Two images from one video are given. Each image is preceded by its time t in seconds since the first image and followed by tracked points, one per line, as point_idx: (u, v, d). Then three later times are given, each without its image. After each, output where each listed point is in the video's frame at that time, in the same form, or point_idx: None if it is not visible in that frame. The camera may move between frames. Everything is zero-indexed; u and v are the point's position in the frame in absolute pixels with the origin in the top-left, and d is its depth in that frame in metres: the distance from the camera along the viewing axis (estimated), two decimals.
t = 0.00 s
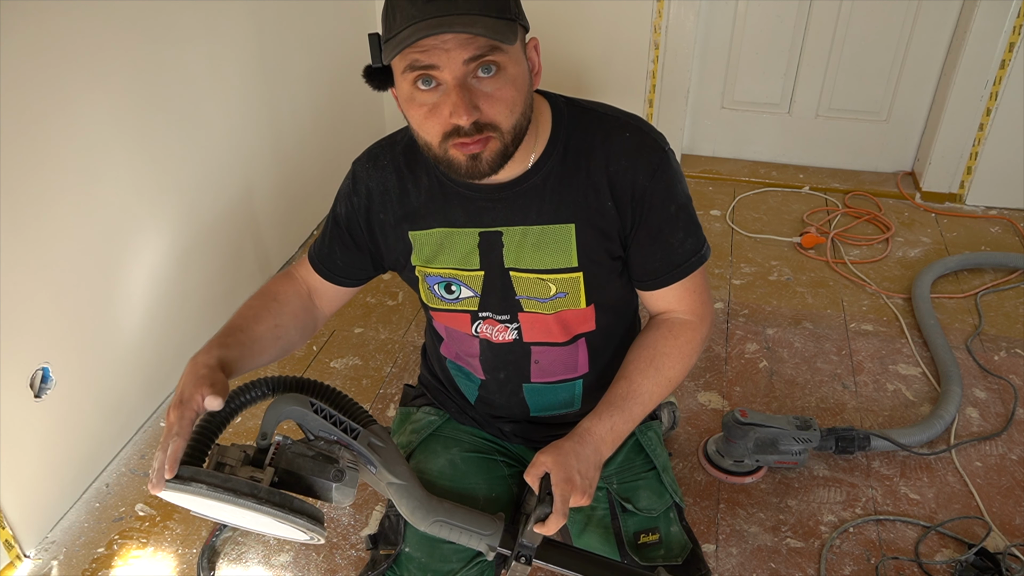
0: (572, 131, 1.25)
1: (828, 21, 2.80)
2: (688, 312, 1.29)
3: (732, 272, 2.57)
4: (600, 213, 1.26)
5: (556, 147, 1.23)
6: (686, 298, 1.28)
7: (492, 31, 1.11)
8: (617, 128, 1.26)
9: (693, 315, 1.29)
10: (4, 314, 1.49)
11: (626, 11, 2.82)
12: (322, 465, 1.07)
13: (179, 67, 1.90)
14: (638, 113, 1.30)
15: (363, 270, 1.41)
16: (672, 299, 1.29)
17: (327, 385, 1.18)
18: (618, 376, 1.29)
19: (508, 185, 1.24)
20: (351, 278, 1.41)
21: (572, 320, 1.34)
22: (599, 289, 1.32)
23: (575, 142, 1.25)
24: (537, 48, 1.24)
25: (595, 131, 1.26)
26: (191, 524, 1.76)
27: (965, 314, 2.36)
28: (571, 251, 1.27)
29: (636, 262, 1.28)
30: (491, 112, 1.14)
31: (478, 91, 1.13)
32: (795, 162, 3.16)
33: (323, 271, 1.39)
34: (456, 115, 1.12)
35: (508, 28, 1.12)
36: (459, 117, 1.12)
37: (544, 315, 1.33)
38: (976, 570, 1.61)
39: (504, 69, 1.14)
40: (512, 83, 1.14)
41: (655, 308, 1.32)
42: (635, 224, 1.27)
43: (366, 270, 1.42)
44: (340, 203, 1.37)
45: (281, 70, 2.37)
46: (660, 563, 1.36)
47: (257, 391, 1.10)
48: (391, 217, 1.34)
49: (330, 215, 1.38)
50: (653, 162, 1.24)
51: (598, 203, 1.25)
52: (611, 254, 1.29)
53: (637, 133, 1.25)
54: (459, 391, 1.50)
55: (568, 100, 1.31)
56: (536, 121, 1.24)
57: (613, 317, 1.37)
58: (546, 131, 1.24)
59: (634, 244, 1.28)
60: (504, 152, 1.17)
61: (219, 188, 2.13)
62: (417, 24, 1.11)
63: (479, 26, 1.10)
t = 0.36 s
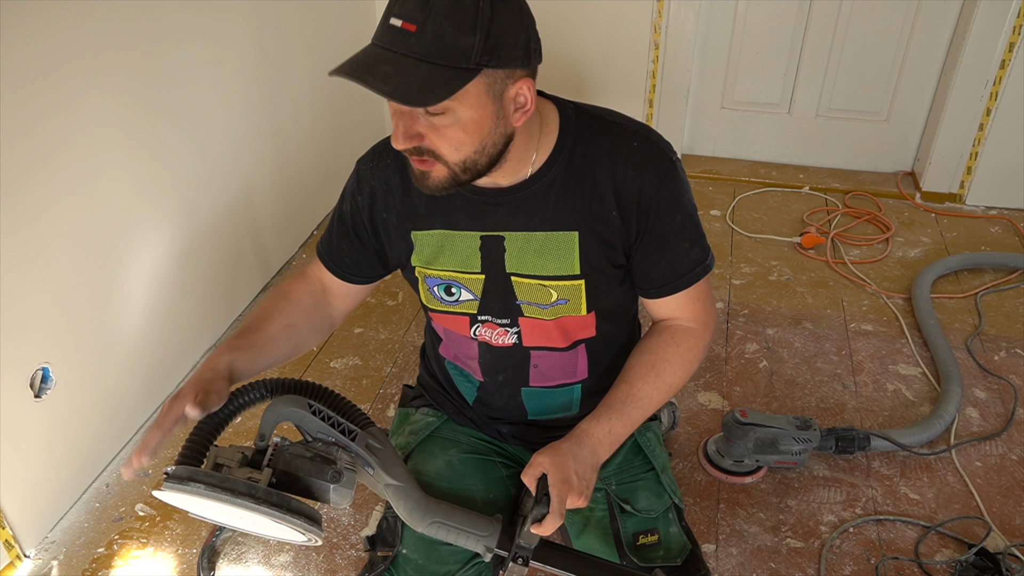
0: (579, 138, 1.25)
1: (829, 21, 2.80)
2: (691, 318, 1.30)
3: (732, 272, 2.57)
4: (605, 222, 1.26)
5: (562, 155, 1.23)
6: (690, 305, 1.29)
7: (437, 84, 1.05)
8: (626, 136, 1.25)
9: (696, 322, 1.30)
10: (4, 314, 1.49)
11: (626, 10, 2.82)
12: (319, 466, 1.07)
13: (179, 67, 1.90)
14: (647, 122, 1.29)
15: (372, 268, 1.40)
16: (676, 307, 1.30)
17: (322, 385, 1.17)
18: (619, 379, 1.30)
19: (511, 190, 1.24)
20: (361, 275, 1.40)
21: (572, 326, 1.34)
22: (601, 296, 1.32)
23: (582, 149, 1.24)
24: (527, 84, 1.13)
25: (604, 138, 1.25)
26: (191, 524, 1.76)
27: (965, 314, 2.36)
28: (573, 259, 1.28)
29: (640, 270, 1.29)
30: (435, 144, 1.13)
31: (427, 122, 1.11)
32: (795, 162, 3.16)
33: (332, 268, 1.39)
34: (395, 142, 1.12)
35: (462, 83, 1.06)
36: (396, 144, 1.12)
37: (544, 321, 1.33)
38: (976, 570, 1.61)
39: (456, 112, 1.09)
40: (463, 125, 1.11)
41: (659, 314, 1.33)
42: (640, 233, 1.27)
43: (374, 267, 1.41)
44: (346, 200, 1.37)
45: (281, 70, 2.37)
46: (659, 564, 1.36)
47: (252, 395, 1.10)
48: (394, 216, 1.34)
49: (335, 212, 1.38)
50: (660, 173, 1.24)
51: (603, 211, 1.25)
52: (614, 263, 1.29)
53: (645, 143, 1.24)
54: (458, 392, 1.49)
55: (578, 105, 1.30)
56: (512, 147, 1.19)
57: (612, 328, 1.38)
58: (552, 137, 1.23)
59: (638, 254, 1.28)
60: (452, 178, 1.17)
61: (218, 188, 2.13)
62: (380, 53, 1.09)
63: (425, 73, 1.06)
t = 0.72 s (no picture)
0: (584, 146, 1.25)
1: (829, 21, 2.80)
2: (689, 329, 1.31)
3: (732, 272, 2.57)
4: (604, 232, 1.26)
5: (566, 160, 1.24)
6: (687, 317, 1.30)
7: (435, 51, 1.06)
8: (632, 147, 1.25)
9: (693, 333, 1.31)
10: (4, 314, 1.49)
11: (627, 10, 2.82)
12: (310, 469, 1.07)
13: (179, 67, 1.90)
14: (655, 134, 1.29)
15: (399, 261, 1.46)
16: (673, 317, 1.31)
17: (313, 388, 1.21)
18: (610, 387, 1.32)
19: (513, 192, 1.25)
20: (391, 271, 1.47)
21: (563, 329, 1.34)
22: (596, 304, 1.32)
23: (586, 157, 1.25)
24: (528, 94, 1.14)
25: (610, 147, 1.25)
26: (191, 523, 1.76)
27: (965, 314, 2.36)
28: (569, 265, 1.27)
29: (638, 281, 1.29)
30: (421, 117, 1.14)
31: (419, 91, 1.12)
32: (795, 162, 3.16)
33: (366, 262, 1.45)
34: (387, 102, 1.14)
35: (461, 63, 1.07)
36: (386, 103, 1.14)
37: (535, 324, 1.33)
38: (976, 570, 1.61)
39: (450, 92, 1.11)
40: (454, 108, 1.13)
41: (655, 323, 1.34)
42: (639, 245, 1.27)
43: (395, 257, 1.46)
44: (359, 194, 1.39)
45: (281, 70, 2.37)
46: (657, 566, 1.36)
47: (245, 394, 1.14)
48: (395, 208, 1.35)
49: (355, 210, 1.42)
50: (663, 187, 1.23)
51: (603, 221, 1.25)
52: (609, 273, 1.30)
53: (651, 156, 1.24)
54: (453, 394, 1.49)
55: (587, 111, 1.31)
56: (506, 152, 1.20)
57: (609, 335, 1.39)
58: (556, 142, 1.24)
59: (636, 265, 1.28)
60: (429, 156, 1.18)
61: (218, 188, 2.13)
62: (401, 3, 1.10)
63: (429, 38, 1.07)
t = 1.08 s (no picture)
0: (598, 149, 1.26)
1: (829, 21, 2.79)
2: (689, 335, 1.32)
3: (732, 272, 2.57)
4: (615, 235, 1.26)
5: (580, 162, 1.24)
6: (688, 323, 1.31)
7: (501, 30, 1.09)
8: (645, 152, 1.26)
9: (693, 339, 1.32)
10: (4, 314, 1.49)
11: (626, 10, 2.82)
12: (309, 468, 1.07)
13: (179, 67, 1.90)
14: (664, 140, 1.31)
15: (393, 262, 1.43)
16: (675, 323, 1.31)
17: (316, 391, 1.21)
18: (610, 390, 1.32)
19: (527, 192, 1.25)
20: (385, 271, 1.43)
21: (565, 331, 1.34)
22: (600, 308, 1.33)
23: (599, 160, 1.25)
24: (571, 89, 1.17)
25: (623, 151, 1.26)
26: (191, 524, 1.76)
27: (966, 314, 2.36)
28: (578, 267, 1.27)
29: (643, 286, 1.30)
30: (460, 97, 1.14)
31: (464, 70, 1.13)
32: (795, 162, 3.16)
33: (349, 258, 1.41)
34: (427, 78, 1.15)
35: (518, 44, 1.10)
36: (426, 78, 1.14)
37: (538, 325, 1.33)
38: (976, 570, 1.61)
39: (497, 74, 1.13)
40: (497, 90, 1.14)
41: (655, 329, 1.34)
42: (647, 250, 1.28)
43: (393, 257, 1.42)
44: (360, 188, 1.37)
45: (281, 70, 2.37)
46: (656, 567, 1.37)
47: (247, 394, 1.14)
48: (401, 202, 1.34)
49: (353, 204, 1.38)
50: (674, 193, 1.25)
51: (613, 224, 1.26)
52: (616, 277, 1.30)
53: (664, 162, 1.25)
54: (450, 396, 1.49)
55: (600, 115, 1.32)
56: (529, 147, 1.20)
57: (609, 342, 1.39)
58: (573, 143, 1.24)
59: (642, 270, 1.29)
60: (456, 137, 1.17)
61: (218, 188, 2.13)
62: None
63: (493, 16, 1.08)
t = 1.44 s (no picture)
0: (603, 140, 1.26)
1: (829, 21, 2.80)
2: (686, 330, 1.33)
3: (732, 272, 2.57)
4: (619, 226, 1.26)
5: (587, 153, 1.24)
6: (686, 317, 1.32)
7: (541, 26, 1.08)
8: (649, 143, 1.26)
9: (690, 334, 1.33)
10: (4, 313, 1.49)
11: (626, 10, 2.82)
12: (310, 464, 1.08)
13: (179, 67, 1.90)
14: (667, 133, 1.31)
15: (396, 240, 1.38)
16: (672, 318, 1.32)
17: (316, 389, 1.21)
18: (611, 385, 1.32)
19: (534, 182, 1.24)
20: (385, 248, 1.37)
21: (569, 322, 1.35)
22: (603, 300, 1.33)
23: (605, 150, 1.25)
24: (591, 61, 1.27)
25: (628, 142, 1.26)
26: (191, 523, 1.76)
27: (965, 314, 2.36)
28: (584, 258, 1.28)
29: (643, 279, 1.30)
30: (521, 105, 1.15)
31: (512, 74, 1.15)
32: (795, 162, 3.16)
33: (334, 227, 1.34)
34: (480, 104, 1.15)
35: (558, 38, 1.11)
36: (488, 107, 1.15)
37: (543, 315, 1.34)
38: (976, 570, 1.61)
39: (548, 69, 1.15)
40: (553, 86, 1.16)
41: (653, 324, 1.35)
42: (650, 242, 1.27)
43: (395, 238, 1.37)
44: (361, 162, 1.33)
45: (281, 70, 2.37)
46: (657, 565, 1.36)
47: (246, 391, 1.14)
48: (408, 181, 1.32)
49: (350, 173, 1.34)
50: (677, 185, 1.25)
51: (618, 216, 1.26)
52: (620, 267, 1.30)
53: (668, 154, 1.25)
54: (452, 392, 1.48)
55: (605, 107, 1.31)
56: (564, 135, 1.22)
57: (613, 329, 1.38)
58: (580, 135, 1.24)
59: (643, 262, 1.29)
60: (524, 149, 1.18)
61: (219, 187, 2.13)
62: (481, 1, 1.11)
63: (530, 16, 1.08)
